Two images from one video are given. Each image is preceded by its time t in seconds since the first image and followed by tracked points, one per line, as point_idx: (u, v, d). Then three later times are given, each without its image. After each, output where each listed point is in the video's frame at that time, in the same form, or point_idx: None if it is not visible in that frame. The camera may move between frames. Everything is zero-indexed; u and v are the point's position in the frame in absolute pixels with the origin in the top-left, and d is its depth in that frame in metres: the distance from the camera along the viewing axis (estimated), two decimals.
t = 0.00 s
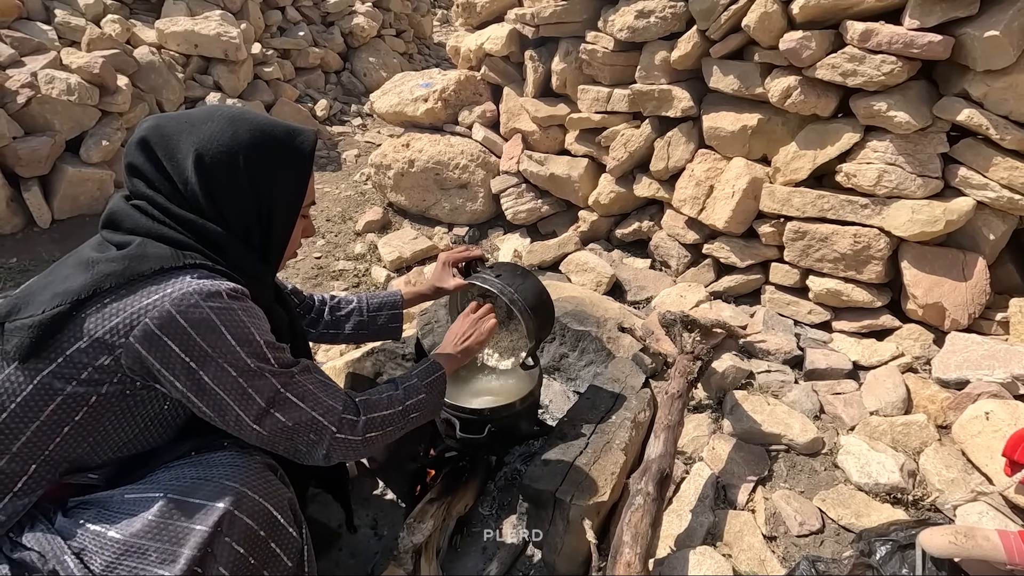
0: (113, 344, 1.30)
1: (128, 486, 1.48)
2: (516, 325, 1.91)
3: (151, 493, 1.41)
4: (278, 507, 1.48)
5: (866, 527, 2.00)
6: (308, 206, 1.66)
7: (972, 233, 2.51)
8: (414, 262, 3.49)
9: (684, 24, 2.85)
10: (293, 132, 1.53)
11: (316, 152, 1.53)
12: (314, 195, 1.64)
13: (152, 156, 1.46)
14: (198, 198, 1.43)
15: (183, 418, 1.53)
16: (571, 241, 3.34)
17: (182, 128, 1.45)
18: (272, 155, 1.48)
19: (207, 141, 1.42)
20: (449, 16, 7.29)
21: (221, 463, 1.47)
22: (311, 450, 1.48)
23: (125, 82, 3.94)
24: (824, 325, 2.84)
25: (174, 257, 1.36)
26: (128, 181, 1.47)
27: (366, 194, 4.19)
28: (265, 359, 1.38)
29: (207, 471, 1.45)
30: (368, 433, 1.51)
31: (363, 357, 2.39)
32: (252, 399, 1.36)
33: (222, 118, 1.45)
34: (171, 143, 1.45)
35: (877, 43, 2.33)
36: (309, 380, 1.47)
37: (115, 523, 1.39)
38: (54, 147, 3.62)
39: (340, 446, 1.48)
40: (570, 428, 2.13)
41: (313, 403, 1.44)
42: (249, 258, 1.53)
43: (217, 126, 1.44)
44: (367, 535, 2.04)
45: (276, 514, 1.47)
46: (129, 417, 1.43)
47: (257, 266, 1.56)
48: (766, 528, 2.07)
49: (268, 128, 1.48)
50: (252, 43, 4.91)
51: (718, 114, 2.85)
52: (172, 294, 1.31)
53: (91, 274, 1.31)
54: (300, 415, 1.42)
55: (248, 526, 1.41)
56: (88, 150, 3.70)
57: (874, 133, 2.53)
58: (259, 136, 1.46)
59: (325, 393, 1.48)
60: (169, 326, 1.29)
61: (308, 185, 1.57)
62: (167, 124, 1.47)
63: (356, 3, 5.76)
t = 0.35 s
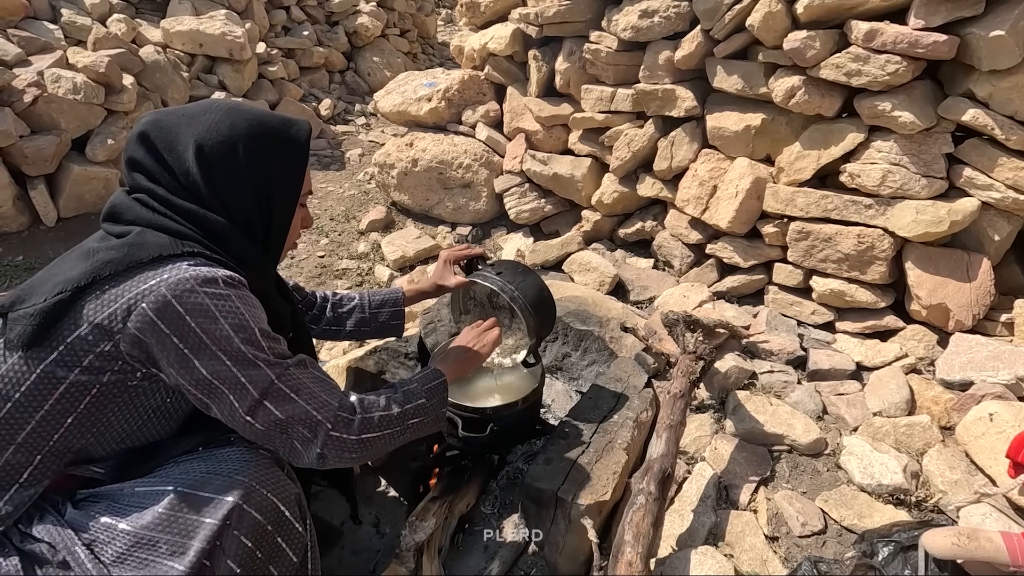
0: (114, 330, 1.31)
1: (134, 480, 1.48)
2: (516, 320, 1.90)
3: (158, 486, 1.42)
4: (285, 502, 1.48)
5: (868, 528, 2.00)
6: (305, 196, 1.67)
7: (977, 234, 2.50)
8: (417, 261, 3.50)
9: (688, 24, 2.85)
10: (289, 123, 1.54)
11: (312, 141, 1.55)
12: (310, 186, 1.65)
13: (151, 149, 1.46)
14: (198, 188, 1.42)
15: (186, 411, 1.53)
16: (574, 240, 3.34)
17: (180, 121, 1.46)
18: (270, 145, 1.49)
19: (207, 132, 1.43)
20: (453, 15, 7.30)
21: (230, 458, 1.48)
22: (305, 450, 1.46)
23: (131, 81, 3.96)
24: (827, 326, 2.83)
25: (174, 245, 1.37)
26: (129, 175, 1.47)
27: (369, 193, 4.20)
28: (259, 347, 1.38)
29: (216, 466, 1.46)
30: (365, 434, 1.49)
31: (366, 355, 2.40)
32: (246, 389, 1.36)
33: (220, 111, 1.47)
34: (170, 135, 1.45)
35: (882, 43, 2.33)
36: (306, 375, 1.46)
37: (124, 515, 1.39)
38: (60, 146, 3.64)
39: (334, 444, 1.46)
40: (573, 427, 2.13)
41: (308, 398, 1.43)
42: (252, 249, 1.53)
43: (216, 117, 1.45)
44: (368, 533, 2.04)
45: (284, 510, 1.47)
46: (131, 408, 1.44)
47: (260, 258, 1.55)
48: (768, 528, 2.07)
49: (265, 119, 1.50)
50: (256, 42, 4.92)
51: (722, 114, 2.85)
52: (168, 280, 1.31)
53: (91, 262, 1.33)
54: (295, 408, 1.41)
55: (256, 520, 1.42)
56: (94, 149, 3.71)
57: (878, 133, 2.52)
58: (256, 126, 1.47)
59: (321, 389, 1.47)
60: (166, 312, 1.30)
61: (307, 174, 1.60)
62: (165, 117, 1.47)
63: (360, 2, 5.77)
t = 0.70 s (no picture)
0: (118, 324, 1.32)
1: (139, 471, 1.49)
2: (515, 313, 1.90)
3: (162, 477, 1.42)
4: (288, 495, 1.48)
5: (872, 529, 1.99)
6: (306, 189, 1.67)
7: (983, 233, 2.49)
8: (421, 260, 3.50)
9: (693, 22, 2.85)
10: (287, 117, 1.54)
11: (310, 136, 1.55)
12: (310, 179, 1.64)
13: (151, 144, 1.48)
14: (198, 181, 1.44)
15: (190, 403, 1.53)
16: (578, 239, 3.34)
17: (180, 116, 1.47)
18: (268, 138, 1.49)
19: (205, 126, 1.44)
20: (457, 14, 7.30)
21: (233, 449, 1.48)
22: (303, 440, 1.49)
23: (137, 80, 3.98)
24: (831, 325, 2.83)
25: (176, 240, 1.38)
26: (131, 170, 1.48)
27: (373, 192, 4.21)
28: (261, 342, 1.39)
29: (219, 457, 1.45)
30: (361, 427, 1.51)
31: (369, 352, 2.40)
32: (247, 383, 1.38)
33: (219, 105, 1.47)
34: (170, 129, 1.46)
35: (888, 42, 2.32)
36: (306, 368, 1.48)
37: (129, 506, 1.40)
38: (66, 144, 3.66)
39: (331, 436, 1.49)
40: (576, 425, 2.14)
41: (306, 392, 1.45)
42: (252, 242, 1.53)
43: (215, 111, 1.46)
44: (372, 531, 2.05)
45: (286, 501, 1.47)
46: (135, 401, 1.44)
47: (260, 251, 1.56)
48: (771, 528, 2.06)
49: (263, 112, 1.50)
50: (261, 41, 4.93)
51: (726, 113, 2.84)
52: (173, 274, 1.32)
53: (95, 258, 1.34)
54: (294, 402, 1.44)
55: (258, 511, 1.41)
56: (100, 148, 3.73)
57: (883, 132, 2.51)
58: (255, 120, 1.48)
59: (319, 382, 1.48)
60: (171, 306, 1.31)
61: (306, 167, 1.59)
62: (165, 113, 1.49)
63: (365, 2, 5.78)
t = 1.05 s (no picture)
0: (113, 319, 1.32)
1: (138, 468, 1.49)
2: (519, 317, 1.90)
3: (160, 474, 1.43)
4: (287, 494, 1.48)
5: (878, 531, 1.98)
6: (305, 188, 1.66)
7: (991, 234, 2.47)
8: (425, 260, 3.50)
9: (697, 22, 2.83)
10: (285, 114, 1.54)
11: (308, 134, 1.54)
12: (309, 176, 1.64)
13: (150, 141, 1.48)
14: (194, 178, 1.44)
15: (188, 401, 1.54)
16: (582, 239, 3.33)
17: (178, 113, 1.48)
18: (266, 135, 1.49)
19: (202, 123, 1.44)
20: (461, 15, 7.30)
21: (231, 447, 1.48)
22: (294, 441, 1.49)
23: (142, 80, 3.99)
24: (837, 326, 2.81)
25: (171, 235, 1.39)
26: (130, 167, 1.49)
27: (377, 192, 4.21)
28: (255, 341, 1.38)
29: (217, 454, 1.45)
30: (352, 434, 1.51)
31: (373, 353, 2.41)
32: (239, 381, 1.37)
33: (217, 102, 1.47)
34: (167, 126, 1.47)
35: (895, 41, 2.30)
36: (300, 370, 1.47)
37: (128, 503, 1.41)
38: (72, 144, 3.67)
39: (321, 440, 1.48)
40: (579, 425, 2.13)
41: (298, 393, 1.44)
42: (250, 238, 1.53)
43: (212, 109, 1.46)
44: (374, 531, 2.05)
45: (285, 499, 1.46)
46: (132, 397, 1.45)
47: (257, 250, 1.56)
48: (776, 530, 2.05)
49: (261, 110, 1.50)
50: (266, 41, 4.94)
51: (731, 113, 2.83)
52: (166, 270, 1.32)
53: (91, 253, 1.34)
54: (286, 404, 1.43)
55: (256, 509, 1.41)
56: (105, 147, 3.75)
57: (890, 132, 2.50)
58: (251, 117, 1.48)
59: (312, 384, 1.48)
60: (164, 302, 1.30)
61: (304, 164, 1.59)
62: (164, 110, 1.49)
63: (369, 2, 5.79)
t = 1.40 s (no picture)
0: (120, 315, 1.33)
1: (143, 466, 1.50)
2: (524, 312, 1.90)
3: (162, 471, 1.44)
4: (289, 491, 1.49)
5: (882, 531, 1.98)
6: (309, 188, 1.66)
7: (996, 234, 2.46)
8: (429, 259, 3.52)
9: (702, 21, 2.84)
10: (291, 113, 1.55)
11: (312, 135, 1.55)
12: (314, 175, 1.65)
13: (155, 140, 1.50)
14: (197, 177, 1.45)
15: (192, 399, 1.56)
16: (586, 239, 3.33)
17: (183, 112, 1.49)
18: (270, 135, 1.50)
19: (207, 123, 1.45)
20: (466, 15, 7.31)
21: (235, 444, 1.49)
22: (308, 430, 1.50)
23: (149, 80, 4.01)
24: (841, 326, 2.81)
25: (176, 232, 1.40)
26: (136, 164, 1.51)
27: (382, 191, 4.22)
28: (265, 332, 1.40)
29: (219, 452, 1.47)
30: (366, 417, 1.53)
31: (378, 352, 2.42)
32: (250, 374, 1.39)
33: (221, 101, 1.48)
34: (172, 125, 1.48)
35: (900, 40, 2.30)
36: (310, 360, 1.50)
37: (132, 499, 1.42)
38: (79, 143, 3.70)
39: (336, 426, 1.50)
40: (583, 424, 2.13)
41: (310, 382, 1.47)
42: (252, 237, 1.55)
43: (216, 108, 1.47)
44: (379, 527, 2.07)
45: (286, 495, 1.47)
46: (138, 394, 1.46)
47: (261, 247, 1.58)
48: (779, 529, 2.05)
49: (264, 109, 1.50)
50: (271, 41, 4.96)
51: (736, 112, 2.83)
52: (173, 267, 1.34)
53: (97, 251, 1.35)
54: (298, 393, 1.45)
55: (257, 505, 1.42)
56: (112, 146, 3.77)
57: (895, 132, 2.49)
58: (255, 117, 1.48)
59: (323, 372, 1.50)
60: (173, 297, 1.32)
61: (307, 163, 1.59)
62: (170, 109, 1.51)
63: (374, 2, 5.80)
